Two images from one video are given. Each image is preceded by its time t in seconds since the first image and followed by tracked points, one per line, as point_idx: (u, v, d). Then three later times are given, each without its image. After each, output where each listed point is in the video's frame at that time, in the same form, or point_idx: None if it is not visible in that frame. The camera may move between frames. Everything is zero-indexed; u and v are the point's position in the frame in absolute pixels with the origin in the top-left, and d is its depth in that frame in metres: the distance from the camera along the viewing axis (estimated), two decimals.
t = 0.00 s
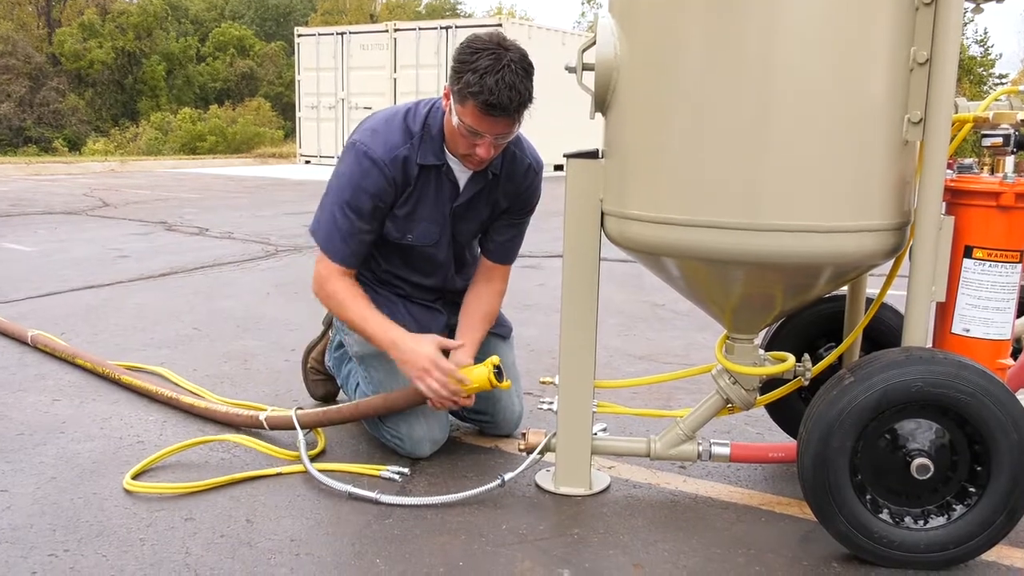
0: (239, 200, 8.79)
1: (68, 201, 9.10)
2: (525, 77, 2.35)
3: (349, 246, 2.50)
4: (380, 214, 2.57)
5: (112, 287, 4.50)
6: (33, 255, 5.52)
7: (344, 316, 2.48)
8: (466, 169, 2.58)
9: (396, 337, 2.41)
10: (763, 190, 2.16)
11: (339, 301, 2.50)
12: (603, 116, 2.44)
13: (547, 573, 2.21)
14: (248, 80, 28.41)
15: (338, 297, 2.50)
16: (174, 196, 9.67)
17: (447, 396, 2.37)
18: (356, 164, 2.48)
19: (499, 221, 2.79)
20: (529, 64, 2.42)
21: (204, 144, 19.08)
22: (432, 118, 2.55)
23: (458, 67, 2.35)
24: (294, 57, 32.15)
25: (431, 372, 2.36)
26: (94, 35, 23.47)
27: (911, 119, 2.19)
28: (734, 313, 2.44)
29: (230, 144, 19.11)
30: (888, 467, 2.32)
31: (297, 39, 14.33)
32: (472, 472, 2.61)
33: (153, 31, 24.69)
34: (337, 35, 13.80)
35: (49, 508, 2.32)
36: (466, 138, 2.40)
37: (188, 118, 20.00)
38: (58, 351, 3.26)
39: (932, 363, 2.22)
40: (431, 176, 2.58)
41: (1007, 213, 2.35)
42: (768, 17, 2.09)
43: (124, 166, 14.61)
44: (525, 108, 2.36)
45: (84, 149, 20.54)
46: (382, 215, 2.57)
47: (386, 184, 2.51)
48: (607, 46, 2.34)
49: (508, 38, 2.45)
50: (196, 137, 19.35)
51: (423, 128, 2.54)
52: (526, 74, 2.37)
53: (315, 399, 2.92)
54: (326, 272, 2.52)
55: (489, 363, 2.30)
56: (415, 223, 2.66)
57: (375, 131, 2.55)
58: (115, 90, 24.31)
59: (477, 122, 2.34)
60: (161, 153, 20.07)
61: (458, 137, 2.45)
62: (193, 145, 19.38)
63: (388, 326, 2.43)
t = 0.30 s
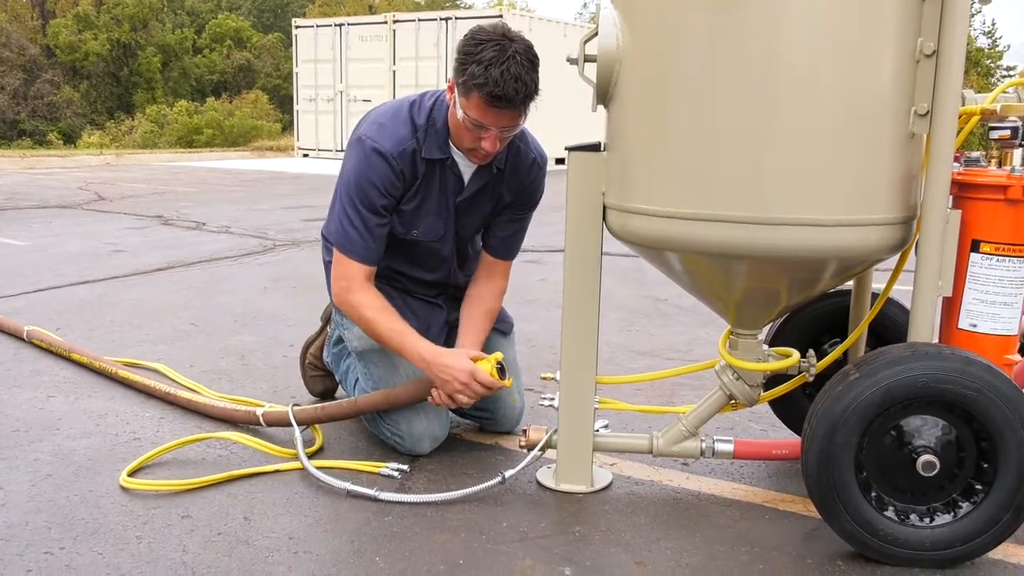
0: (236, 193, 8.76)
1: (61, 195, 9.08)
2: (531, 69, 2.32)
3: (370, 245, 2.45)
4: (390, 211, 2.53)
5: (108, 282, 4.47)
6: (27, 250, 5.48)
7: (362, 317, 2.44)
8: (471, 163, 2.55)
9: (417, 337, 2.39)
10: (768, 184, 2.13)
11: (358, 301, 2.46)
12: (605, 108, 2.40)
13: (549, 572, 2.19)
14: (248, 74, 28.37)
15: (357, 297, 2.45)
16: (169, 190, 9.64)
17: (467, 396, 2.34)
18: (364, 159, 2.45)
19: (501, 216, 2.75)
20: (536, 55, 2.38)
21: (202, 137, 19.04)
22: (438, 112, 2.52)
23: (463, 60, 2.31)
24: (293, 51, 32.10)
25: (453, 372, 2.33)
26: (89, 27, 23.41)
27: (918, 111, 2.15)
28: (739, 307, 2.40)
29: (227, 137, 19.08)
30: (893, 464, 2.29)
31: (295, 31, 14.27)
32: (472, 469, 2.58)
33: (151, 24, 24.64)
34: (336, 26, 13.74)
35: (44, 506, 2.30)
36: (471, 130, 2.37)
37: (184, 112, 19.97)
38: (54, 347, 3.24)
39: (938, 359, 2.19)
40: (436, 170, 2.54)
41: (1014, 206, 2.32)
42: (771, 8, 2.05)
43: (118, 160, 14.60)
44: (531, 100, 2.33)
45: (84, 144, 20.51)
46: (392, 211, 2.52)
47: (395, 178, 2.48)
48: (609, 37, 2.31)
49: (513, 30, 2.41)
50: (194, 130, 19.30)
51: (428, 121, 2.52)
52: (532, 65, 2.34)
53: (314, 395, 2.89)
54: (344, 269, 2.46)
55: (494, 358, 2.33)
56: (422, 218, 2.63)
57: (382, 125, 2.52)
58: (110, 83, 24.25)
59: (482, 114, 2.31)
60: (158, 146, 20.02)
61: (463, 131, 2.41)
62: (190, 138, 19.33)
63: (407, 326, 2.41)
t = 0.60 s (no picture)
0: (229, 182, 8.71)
1: (50, 186, 9.05)
2: (534, 65, 2.28)
3: (373, 241, 2.42)
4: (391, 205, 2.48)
5: (101, 275, 4.43)
6: (18, 242, 5.45)
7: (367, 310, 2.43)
8: (472, 157, 2.50)
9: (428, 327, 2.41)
10: (773, 175, 2.08)
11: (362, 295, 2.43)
12: (607, 97, 2.36)
13: (549, 569, 2.15)
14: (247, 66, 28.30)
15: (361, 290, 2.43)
16: (162, 181, 9.60)
17: (474, 389, 2.34)
18: (365, 154, 2.40)
19: (502, 211, 2.70)
20: (538, 50, 2.34)
21: (195, 127, 18.96)
22: (439, 105, 2.47)
23: (463, 55, 2.27)
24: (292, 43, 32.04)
25: (462, 363, 2.35)
26: (85, 16, 23.37)
27: (926, 100, 2.11)
28: (744, 300, 2.36)
29: (223, 127, 19.03)
30: (900, 460, 2.24)
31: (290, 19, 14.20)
32: (471, 464, 2.54)
33: (148, 13, 24.58)
34: (332, 15, 13.69)
35: (36, 502, 2.26)
36: (474, 127, 2.33)
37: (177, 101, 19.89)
38: (47, 341, 3.20)
39: (945, 353, 2.15)
40: (437, 164, 2.50)
41: None
42: None
43: (113, 151, 14.54)
44: (535, 96, 2.29)
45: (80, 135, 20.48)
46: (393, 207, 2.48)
47: (394, 173, 2.43)
48: (611, 25, 2.26)
49: (516, 22, 2.37)
50: (188, 121, 19.23)
51: (429, 115, 2.46)
52: (535, 61, 2.30)
53: (311, 390, 2.86)
54: (346, 264, 2.43)
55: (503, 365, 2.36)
56: (422, 213, 2.58)
57: (383, 118, 2.47)
58: (102, 72, 24.15)
59: (484, 111, 2.27)
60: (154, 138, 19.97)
61: (465, 128, 2.37)
62: (183, 129, 19.26)
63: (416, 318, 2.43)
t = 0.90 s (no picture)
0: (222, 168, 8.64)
1: (40, 174, 8.99)
2: (537, 53, 2.22)
3: (375, 225, 2.36)
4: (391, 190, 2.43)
5: (93, 264, 4.38)
6: (7, 232, 5.39)
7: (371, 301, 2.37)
8: (471, 147, 2.45)
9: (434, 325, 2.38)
10: (780, 161, 2.03)
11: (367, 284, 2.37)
12: (609, 81, 2.29)
13: (551, 565, 2.11)
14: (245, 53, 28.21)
15: (366, 279, 2.36)
16: (154, 168, 9.55)
17: (474, 391, 2.30)
18: (366, 135, 2.36)
19: (499, 201, 2.64)
20: (539, 37, 2.29)
21: (188, 113, 18.85)
22: (440, 91, 2.41)
23: (464, 45, 2.22)
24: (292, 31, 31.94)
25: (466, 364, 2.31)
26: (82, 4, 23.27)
27: (937, 85, 2.05)
28: (749, 289, 2.31)
29: (217, 113, 18.98)
30: (909, 453, 2.19)
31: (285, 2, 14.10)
32: (471, 457, 2.49)
33: None
34: None
35: (26, 496, 2.22)
36: (476, 119, 2.27)
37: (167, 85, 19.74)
38: (39, 332, 3.15)
39: (957, 344, 2.10)
40: (437, 151, 2.44)
41: None
42: None
43: (101, 138, 14.49)
44: (537, 86, 2.24)
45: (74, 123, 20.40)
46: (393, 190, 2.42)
47: (394, 157, 2.38)
48: (614, 7, 2.20)
49: (516, 9, 2.31)
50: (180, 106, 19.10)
51: (429, 101, 2.41)
52: (537, 48, 2.24)
53: (307, 382, 2.81)
54: (351, 248, 2.36)
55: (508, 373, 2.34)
56: (421, 201, 2.53)
57: (383, 101, 2.42)
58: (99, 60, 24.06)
59: (487, 102, 2.21)
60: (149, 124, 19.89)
61: (466, 118, 2.31)
62: (175, 115, 19.13)
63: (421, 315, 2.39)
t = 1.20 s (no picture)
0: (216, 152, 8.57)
1: (28, 160, 8.92)
2: (537, 42, 2.16)
3: (381, 213, 2.29)
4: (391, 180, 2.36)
5: (82, 253, 4.33)
6: None
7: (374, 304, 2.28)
8: (470, 138, 2.38)
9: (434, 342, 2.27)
10: (791, 145, 1.96)
11: (370, 288, 2.28)
12: (613, 64, 2.23)
13: (552, 562, 2.06)
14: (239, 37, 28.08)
15: (369, 282, 2.28)
16: (144, 153, 9.48)
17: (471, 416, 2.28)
18: (364, 123, 2.30)
19: (500, 194, 2.57)
20: (540, 26, 2.22)
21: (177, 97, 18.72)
22: (438, 79, 2.35)
23: (462, 33, 2.15)
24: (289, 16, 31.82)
25: (464, 390, 2.26)
26: None
27: (950, 68, 1.97)
28: (756, 279, 2.24)
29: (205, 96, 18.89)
30: (919, 446, 2.12)
31: None
32: (470, 451, 2.43)
33: None
34: None
35: (13, 491, 2.17)
36: (474, 109, 2.20)
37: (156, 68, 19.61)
38: (28, 323, 3.10)
39: (969, 334, 2.04)
40: (437, 140, 2.38)
41: None
42: None
43: (92, 123, 14.41)
44: (538, 76, 2.17)
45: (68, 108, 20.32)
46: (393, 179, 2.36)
47: (393, 146, 2.31)
48: None
49: None
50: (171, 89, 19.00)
51: (427, 88, 2.35)
52: (537, 37, 2.18)
53: (302, 374, 2.75)
54: (358, 240, 2.28)
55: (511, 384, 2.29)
56: (420, 191, 2.47)
57: (381, 89, 2.36)
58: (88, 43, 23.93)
59: (486, 93, 2.15)
60: (141, 109, 19.81)
61: (465, 108, 2.24)
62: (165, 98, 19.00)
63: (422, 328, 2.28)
